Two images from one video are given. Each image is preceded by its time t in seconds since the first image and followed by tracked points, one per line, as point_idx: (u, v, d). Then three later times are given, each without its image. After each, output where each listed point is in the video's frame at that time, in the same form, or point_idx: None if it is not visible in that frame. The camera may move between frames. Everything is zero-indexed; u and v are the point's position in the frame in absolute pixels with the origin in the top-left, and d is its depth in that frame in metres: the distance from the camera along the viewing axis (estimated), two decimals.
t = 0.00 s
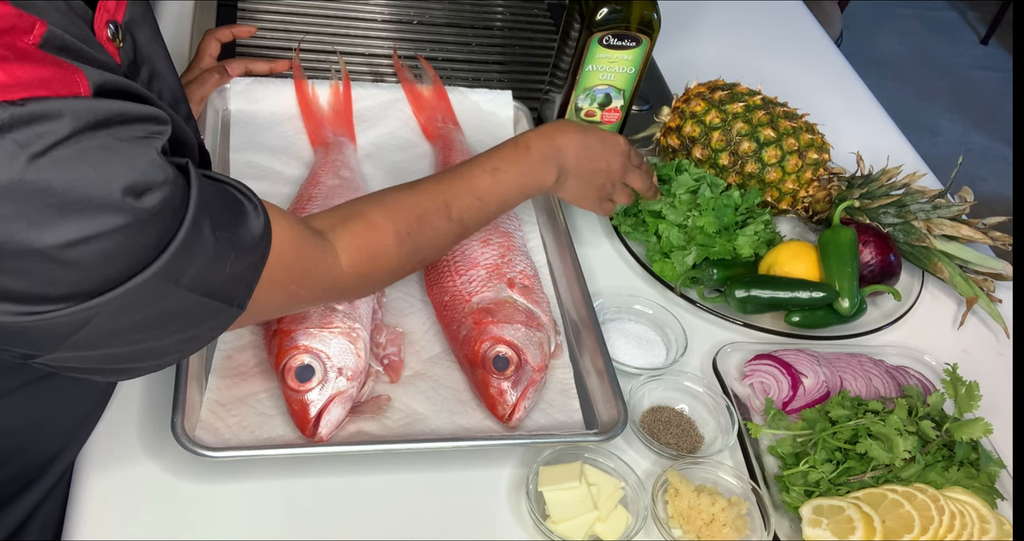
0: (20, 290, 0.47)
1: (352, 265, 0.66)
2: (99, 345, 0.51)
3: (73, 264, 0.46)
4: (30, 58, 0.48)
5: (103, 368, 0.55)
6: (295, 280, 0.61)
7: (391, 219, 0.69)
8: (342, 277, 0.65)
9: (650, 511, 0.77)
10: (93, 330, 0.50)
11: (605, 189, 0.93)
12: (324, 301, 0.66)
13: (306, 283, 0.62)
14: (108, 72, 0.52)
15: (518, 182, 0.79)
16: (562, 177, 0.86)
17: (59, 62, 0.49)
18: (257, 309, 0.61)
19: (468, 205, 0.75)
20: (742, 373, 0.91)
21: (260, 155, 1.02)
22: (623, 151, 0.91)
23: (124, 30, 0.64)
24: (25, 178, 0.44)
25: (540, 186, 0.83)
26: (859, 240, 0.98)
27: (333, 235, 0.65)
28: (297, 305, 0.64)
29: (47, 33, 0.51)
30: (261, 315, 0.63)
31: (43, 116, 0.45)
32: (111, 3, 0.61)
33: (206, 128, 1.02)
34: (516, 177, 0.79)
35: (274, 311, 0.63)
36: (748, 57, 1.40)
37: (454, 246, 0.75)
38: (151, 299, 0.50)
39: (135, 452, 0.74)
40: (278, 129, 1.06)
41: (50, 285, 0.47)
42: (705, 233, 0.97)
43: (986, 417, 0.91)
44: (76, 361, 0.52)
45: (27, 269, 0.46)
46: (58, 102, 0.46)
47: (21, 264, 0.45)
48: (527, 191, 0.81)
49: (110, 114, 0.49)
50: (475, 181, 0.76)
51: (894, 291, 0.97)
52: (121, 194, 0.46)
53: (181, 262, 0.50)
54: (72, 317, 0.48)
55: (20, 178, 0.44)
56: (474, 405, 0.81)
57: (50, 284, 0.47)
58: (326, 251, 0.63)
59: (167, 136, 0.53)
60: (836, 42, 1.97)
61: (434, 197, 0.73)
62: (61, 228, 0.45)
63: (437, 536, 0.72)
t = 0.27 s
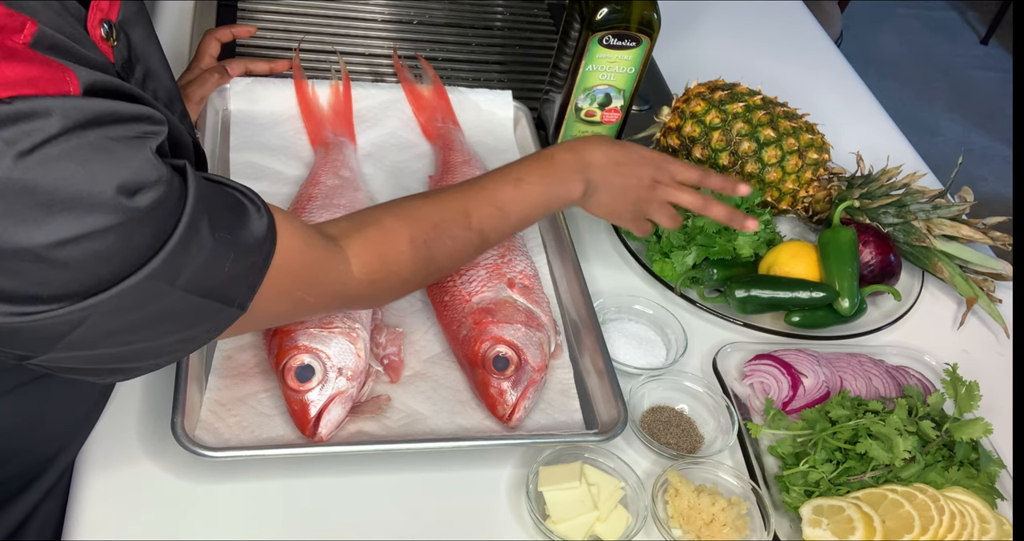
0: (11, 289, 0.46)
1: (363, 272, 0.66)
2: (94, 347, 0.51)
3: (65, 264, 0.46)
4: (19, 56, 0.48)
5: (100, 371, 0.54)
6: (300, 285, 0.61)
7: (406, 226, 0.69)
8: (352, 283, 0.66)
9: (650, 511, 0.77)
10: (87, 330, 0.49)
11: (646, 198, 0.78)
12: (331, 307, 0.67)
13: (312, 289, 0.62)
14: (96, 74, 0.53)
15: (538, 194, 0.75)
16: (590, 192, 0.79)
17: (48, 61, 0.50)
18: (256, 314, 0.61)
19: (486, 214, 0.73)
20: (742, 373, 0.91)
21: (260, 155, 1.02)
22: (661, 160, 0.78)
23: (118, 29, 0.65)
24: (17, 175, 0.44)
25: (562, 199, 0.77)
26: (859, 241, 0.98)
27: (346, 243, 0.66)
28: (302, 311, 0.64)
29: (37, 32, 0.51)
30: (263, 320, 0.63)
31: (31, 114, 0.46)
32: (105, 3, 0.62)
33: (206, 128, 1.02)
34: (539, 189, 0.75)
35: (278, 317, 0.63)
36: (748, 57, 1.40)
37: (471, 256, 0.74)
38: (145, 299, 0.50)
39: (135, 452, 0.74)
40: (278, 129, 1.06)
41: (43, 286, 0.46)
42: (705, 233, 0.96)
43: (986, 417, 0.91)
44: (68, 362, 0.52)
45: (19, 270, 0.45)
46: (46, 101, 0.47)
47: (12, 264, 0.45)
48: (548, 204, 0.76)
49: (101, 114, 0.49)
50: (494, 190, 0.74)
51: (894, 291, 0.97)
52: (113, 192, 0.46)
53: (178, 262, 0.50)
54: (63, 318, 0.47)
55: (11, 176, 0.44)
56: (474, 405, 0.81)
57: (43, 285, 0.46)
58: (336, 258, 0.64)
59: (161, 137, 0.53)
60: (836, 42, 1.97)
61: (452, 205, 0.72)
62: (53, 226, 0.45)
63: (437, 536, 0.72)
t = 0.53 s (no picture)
0: (12, 288, 0.46)
1: (386, 279, 0.64)
2: (97, 347, 0.51)
3: (63, 264, 0.46)
4: (18, 56, 0.48)
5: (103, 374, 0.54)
6: (319, 290, 0.59)
7: (434, 239, 0.68)
8: (375, 291, 0.64)
9: (650, 511, 0.77)
10: (88, 330, 0.49)
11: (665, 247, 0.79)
12: (353, 317, 0.65)
13: (331, 295, 0.60)
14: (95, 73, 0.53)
15: (571, 219, 0.74)
16: (621, 225, 0.77)
17: (46, 60, 0.50)
18: (270, 321, 0.59)
19: (519, 234, 0.72)
20: (742, 373, 0.91)
21: (260, 155, 1.02)
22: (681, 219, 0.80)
23: (118, 29, 0.65)
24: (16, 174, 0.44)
25: (594, 227, 0.75)
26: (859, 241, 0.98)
27: (369, 251, 0.64)
28: (320, 319, 0.62)
29: (35, 33, 0.51)
30: (281, 328, 0.61)
31: (26, 112, 0.46)
32: (105, 3, 0.62)
33: (206, 128, 1.02)
34: (573, 214, 0.74)
35: (296, 326, 0.61)
36: (748, 57, 1.40)
37: (497, 277, 0.73)
38: (147, 300, 0.49)
39: (135, 451, 0.74)
40: (278, 129, 1.06)
41: (42, 286, 0.46)
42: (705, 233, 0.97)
43: (986, 417, 0.91)
44: (71, 363, 0.52)
45: (19, 269, 0.45)
46: (42, 99, 0.47)
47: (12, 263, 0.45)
48: (580, 230, 0.75)
49: (100, 113, 0.49)
50: (528, 213, 0.73)
51: (894, 291, 0.97)
52: (113, 192, 0.46)
53: (180, 263, 0.50)
54: (63, 319, 0.47)
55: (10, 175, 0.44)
56: (474, 405, 0.81)
57: (42, 285, 0.46)
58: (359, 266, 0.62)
59: (163, 139, 0.53)
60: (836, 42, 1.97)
61: (485, 222, 0.71)
62: (51, 225, 0.45)
63: (437, 536, 0.72)
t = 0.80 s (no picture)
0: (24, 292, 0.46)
1: (393, 284, 0.65)
2: (110, 350, 0.51)
3: (79, 269, 0.46)
4: (34, 62, 0.48)
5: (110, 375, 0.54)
6: (326, 296, 0.59)
7: (440, 245, 0.68)
8: (382, 296, 0.64)
9: (650, 511, 0.77)
10: (102, 333, 0.49)
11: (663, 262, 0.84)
12: (362, 322, 0.65)
13: (338, 300, 0.61)
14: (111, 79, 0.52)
15: (574, 228, 0.76)
16: (621, 234, 0.79)
17: (63, 65, 0.50)
18: (279, 326, 0.59)
19: (523, 241, 0.73)
20: (742, 373, 0.91)
21: (260, 155, 1.02)
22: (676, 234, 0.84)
23: (128, 32, 0.62)
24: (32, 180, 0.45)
25: (595, 236, 0.77)
26: (859, 241, 0.98)
27: (376, 257, 0.64)
28: (328, 324, 0.62)
29: (51, 37, 0.50)
30: (292, 333, 0.61)
31: (45, 118, 0.46)
32: (116, 5, 0.60)
33: (206, 128, 1.02)
34: (575, 223, 0.76)
35: (306, 330, 0.62)
36: (748, 57, 1.40)
37: (500, 284, 0.74)
38: (159, 305, 0.49)
39: (136, 452, 0.74)
40: (278, 129, 1.06)
41: (56, 291, 0.46)
42: (704, 233, 0.97)
43: (986, 417, 0.91)
44: (85, 365, 0.52)
45: (35, 274, 0.46)
46: (60, 105, 0.46)
47: (28, 268, 0.45)
48: (582, 239, 0.76)
49: (117, 118, 0.49)
50: (530, 221, 0.74)
51: (894, 291, 0.97)
52: (128, 198, 0.46)
53: (193, 268, 0.50)
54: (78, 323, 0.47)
55: (26, 181, 0.44)
56: (474, 405, 0.81)
57: (56, 290, 0.46)
58: (365, 271, 0.62)
59: (178, 144, 0.53)
60: (836, 42, 1.97)
61: (489, 229, 0.72)
62: (66, 230, 0.45)
63: (437, 536, 0.72)
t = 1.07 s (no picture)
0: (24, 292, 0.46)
1: (421, 278, 0.64)
2: (140, 344, 0.51)
3: (112, 265, 0.46)
4: (64, 63, 0.50)
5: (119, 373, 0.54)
6: (356, 292, 0.58)
7: (460, 239, 0.67)
8: (411, 291, 0.63)
9: (650, 511, 0.77)
10: (133, 328, 0.49)
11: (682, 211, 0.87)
12: (392, 319, 0.64)
13: (369, 296, 0.59)
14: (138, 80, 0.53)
15: (585, 209, 0.78)
16: (629, 211, 0.83)
17: (92, 66, 0.51)
18: (310, 325, 0.57)
19: (538, 229, 0.73)
20: (742, 373, 0.91)
21: (260, 155, 1.02)
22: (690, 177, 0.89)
23: (144, 35, 0.65)
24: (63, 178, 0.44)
25: (607, 217, 0.80)
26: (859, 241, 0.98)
27: (399, 253, 0.63)
28: (360, 322, 0.61)
29: (77, 40, 0.52)
30: (323, 333, 0.60)
31: (79, 116, 0.46)
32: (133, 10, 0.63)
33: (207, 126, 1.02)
34: (585, 207, 0.78)
35: (339, 329, 0.60)
36: (748, 57, 1.40)
37: (523, 273, 0.74)
38: (191, 298, 0.49)
39: (136, 452, 0.74)
40: (278, 129, 1.06)
41: (86, 287, 0.46)
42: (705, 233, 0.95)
43: (986, 417, 0.91)
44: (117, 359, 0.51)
45: (67, 272, 0.45)
46: (93, 104, 0.47)
47: (60, 266, 0.45)
48: (595, 221, 0.79)
49: (145, 117, 0.49)
50: (541, 208, 0.75)
51: (894, 291, 0.97)
52: (158, 193, 0.46)
53: (224, 263, 0.49)
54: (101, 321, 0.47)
55: (56, 178, 0.44)
56: (474, 405, 0.81)
57: (89, 286, 0.46)
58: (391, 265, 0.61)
59: (206, 143, 0.52)
60: (836, 42, 1.97)
61: (502, 219, 0.72)
62: (98, 226, 0.45)
63: (437, 536, 0.72)
